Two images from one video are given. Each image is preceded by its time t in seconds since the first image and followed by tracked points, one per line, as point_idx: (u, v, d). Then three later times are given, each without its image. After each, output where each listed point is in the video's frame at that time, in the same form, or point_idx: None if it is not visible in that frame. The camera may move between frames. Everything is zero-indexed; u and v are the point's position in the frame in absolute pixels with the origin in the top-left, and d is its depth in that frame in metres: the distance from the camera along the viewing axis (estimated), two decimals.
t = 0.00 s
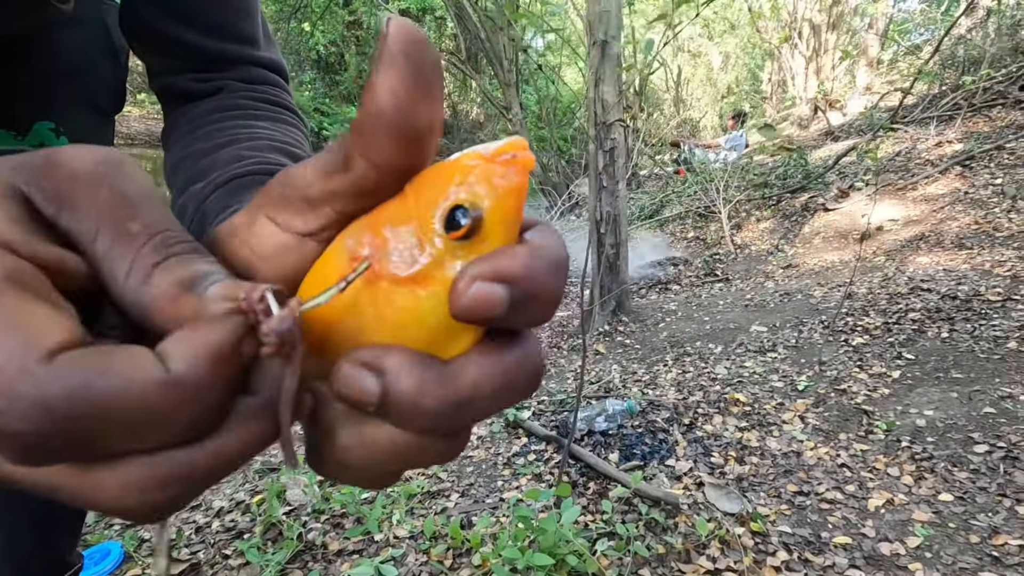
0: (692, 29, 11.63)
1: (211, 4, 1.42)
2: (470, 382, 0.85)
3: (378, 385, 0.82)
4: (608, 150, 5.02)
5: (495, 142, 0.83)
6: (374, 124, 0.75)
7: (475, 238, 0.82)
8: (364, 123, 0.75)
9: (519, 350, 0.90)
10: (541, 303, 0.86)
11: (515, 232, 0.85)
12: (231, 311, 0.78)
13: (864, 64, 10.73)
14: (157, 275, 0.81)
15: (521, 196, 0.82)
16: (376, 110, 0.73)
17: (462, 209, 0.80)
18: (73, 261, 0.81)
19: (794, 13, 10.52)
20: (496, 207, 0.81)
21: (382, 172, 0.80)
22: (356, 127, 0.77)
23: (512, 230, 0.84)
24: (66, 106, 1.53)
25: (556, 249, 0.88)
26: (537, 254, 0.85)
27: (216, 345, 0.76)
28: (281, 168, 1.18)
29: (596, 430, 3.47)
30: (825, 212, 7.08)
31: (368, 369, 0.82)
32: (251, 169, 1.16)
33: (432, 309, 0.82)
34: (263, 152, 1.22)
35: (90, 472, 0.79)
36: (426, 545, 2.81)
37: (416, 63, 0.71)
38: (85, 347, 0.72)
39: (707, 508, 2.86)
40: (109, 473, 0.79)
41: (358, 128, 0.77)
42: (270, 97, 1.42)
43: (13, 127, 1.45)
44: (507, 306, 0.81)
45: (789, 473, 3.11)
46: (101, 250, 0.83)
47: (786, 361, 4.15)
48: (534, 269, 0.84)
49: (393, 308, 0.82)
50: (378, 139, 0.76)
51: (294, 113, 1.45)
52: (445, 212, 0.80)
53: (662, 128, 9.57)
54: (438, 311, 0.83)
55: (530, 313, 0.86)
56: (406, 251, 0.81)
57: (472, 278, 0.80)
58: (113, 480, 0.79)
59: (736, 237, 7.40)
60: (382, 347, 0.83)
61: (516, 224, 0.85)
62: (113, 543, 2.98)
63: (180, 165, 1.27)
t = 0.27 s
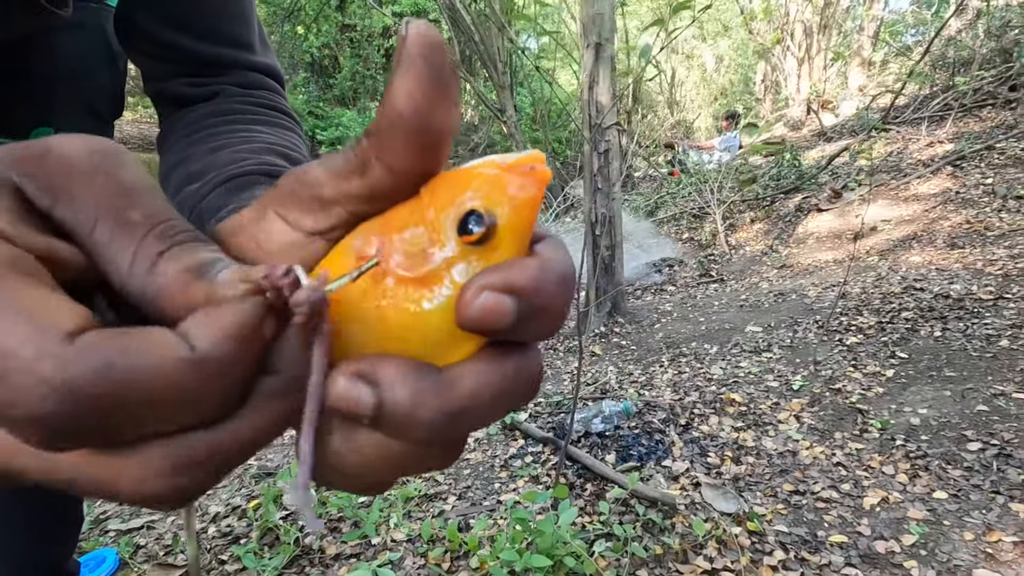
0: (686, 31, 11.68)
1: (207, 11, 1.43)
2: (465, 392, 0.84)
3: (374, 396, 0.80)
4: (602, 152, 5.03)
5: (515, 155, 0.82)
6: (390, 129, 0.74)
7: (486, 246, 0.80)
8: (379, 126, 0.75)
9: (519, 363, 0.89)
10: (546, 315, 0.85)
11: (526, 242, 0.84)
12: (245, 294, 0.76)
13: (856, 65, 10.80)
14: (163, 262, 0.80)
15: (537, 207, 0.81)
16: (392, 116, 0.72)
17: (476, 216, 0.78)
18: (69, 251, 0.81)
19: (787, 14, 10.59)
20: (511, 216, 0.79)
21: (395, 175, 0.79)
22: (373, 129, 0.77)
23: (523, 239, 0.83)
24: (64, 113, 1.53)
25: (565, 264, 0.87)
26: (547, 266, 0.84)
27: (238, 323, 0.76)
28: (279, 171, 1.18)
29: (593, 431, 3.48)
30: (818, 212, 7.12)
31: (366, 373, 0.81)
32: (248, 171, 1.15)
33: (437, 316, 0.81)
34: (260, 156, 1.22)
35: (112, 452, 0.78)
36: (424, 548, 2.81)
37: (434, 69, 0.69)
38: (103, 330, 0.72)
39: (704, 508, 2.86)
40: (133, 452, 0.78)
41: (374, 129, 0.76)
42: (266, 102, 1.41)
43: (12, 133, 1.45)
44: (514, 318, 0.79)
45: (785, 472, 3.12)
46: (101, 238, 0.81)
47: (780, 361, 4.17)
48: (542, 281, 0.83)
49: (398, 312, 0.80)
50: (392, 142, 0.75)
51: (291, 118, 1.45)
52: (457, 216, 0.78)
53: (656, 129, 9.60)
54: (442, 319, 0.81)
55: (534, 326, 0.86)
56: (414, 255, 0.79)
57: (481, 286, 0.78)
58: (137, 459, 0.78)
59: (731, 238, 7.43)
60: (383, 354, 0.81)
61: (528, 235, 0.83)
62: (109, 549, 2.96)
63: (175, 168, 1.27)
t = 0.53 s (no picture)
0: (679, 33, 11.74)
1: (198, 19, 1.41)
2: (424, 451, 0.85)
3: (337, 448, 0.81)
4: (595, 154, 5.04)
5: (490, 207, 0.90)
6: (368, 179, 0.83)
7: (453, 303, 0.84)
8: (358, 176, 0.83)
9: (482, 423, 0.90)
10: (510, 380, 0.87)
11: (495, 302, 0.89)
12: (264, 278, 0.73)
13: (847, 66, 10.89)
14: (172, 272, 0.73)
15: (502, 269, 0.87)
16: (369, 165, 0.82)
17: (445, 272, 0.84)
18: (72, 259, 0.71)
19: (778, 16, 10.66)
20: (478, 273, 0.85)
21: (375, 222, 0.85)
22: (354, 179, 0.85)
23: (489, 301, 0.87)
24: (54, 119, 1.51)
25: (535, 327, 0.90)
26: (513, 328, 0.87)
27: (266, 296, 0.70)
28: (273, 185, 1.18)
29: (588, 433, 3.49)
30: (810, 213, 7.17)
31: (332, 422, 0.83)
32: (241, 185, 1.15)
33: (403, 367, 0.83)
34: (254, 169, 1.21)
35: (94, 430, 0.63)
36: (419, 552, 2.80)
37: (407, 121, 0.80)
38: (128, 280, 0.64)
39: (698, 509, 2.87)
40: (120, 434, 0.64)
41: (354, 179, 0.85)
42: (260, 111, 1.41)
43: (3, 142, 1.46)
44: (474, 382, 0.82)
45: (778, 472, 3.13)
46: (108, 252, 0.73)
47: (774, 361, 4.19)
48: (507, 343, 0.85)
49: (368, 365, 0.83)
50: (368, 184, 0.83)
51: (285, 126, 1.45)
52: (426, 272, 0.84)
53: (649, 131, 9.64)
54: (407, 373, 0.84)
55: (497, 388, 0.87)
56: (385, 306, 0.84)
57: (440, 352, 0.81)
58: (124, 441, 0.64)
59: (724, 238, 7.47)
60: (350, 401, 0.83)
61: (495, 294, 0.89)
62: (101, 557, 2.94)
63: (169, 181, 1.26)
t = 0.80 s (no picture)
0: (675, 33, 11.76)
1: (188, 19, 1.39)
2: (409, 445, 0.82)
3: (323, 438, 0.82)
4: (591, 155, 5.04)
5: (477, 201, 0.88)
6: (352, 178, 0.83)
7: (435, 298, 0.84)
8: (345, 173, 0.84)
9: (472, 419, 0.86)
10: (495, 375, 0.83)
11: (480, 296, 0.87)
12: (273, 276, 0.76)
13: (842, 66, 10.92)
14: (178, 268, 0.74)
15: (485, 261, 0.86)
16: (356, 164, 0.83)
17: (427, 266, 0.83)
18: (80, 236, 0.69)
19: (774, 17, 10.70)
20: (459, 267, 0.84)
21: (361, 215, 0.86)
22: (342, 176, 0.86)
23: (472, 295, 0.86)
24: (38, 111, 1.48)
25: (522, 319, 0.86)
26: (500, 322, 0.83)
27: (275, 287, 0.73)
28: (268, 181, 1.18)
29: (584, 434, 3.49)
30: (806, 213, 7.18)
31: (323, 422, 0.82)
32: (236, 181, 1.14)
33: (385, 360, 0.82)
34: (247, 165, 1.21)
35: (53, 372, 0.55)
36: (415, 554, 2.80)
37: (389, 122, 0.80)
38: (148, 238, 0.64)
39: (695, 509, 2.86)
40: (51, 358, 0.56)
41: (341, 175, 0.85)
42: (252, 110, 1.41)
43: None
44: (452, 376, 0.78)
45: (775, 472, 3.13)
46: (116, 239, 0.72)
47: (770, 361, 4.19)
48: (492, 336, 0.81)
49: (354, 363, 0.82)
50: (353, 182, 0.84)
51: (277, 125, 1.45)
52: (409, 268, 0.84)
53: (646, 132, 9.65)
54: (389, 367, 0.83)
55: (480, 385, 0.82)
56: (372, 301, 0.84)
57: (423, 348, 0.79)
58: (80, 387, 0.56)
59: (720, 239, 7.48)
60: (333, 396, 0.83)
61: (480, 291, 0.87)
62: (94, 561, 2.91)
63: (162, 178, 1.26)
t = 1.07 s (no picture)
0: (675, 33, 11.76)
1: (185, 13, 1.38)
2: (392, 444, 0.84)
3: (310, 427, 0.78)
4: (590, 154, 5.03)
5: (517, 235, 0.87)
6: (406, 175, 0.77)
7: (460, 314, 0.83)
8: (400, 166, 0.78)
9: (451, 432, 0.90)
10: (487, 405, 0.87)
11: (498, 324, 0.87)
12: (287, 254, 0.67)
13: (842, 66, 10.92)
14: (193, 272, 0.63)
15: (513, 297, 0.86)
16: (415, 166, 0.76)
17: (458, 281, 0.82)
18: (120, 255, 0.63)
19: (774, 16, 10.70)
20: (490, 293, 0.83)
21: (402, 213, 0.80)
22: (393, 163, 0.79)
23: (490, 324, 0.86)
24: (34, 110, 1.48)
25: (527, 360, 0.89)
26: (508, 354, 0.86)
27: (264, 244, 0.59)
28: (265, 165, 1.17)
29: (583, 433, 3.48)
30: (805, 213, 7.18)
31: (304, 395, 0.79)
32: (231, 163, 1.13)
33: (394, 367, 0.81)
34: (243, 148, 1.19)
35: None
36: (414, 554, 2.79)
37: (467, 145, 0.74)
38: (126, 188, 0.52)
39: (695, 509, 2.86)
40: None
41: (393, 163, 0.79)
42: (250, 99, 1.38)
43: None
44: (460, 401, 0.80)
45: (775, 471, 3.12)
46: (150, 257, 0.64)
47: (770, 360, 4.18)
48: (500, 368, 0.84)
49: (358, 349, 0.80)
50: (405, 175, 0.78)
51: (275, 115, 1.42)
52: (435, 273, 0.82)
53: (645, 131, 9.65)
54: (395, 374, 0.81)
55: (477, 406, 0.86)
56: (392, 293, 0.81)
57: (438, 366, 0.79)
58: None
59: (720, 238, 7.47)
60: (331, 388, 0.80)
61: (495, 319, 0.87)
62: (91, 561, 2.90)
63: (162, 165, 1.23)
